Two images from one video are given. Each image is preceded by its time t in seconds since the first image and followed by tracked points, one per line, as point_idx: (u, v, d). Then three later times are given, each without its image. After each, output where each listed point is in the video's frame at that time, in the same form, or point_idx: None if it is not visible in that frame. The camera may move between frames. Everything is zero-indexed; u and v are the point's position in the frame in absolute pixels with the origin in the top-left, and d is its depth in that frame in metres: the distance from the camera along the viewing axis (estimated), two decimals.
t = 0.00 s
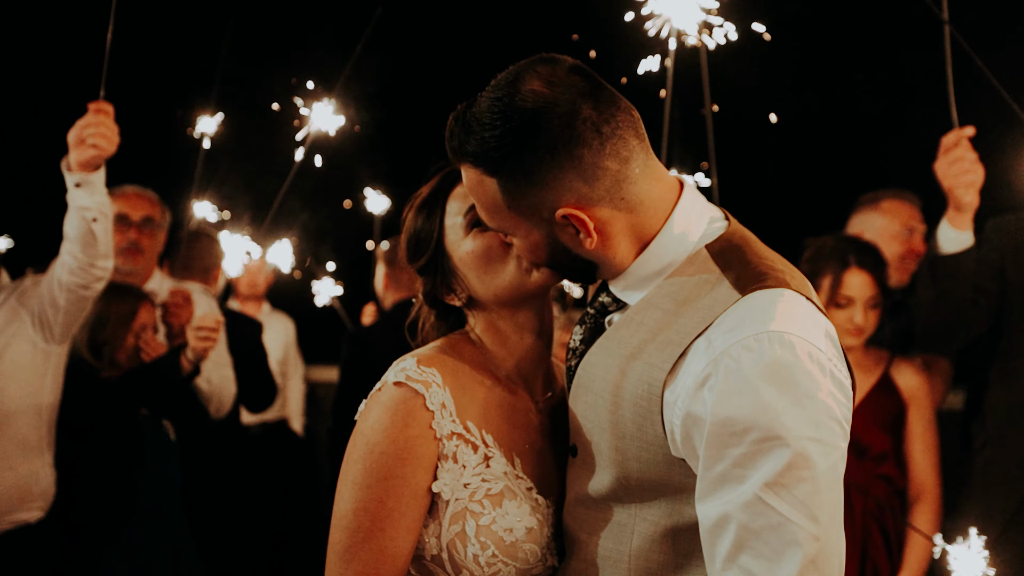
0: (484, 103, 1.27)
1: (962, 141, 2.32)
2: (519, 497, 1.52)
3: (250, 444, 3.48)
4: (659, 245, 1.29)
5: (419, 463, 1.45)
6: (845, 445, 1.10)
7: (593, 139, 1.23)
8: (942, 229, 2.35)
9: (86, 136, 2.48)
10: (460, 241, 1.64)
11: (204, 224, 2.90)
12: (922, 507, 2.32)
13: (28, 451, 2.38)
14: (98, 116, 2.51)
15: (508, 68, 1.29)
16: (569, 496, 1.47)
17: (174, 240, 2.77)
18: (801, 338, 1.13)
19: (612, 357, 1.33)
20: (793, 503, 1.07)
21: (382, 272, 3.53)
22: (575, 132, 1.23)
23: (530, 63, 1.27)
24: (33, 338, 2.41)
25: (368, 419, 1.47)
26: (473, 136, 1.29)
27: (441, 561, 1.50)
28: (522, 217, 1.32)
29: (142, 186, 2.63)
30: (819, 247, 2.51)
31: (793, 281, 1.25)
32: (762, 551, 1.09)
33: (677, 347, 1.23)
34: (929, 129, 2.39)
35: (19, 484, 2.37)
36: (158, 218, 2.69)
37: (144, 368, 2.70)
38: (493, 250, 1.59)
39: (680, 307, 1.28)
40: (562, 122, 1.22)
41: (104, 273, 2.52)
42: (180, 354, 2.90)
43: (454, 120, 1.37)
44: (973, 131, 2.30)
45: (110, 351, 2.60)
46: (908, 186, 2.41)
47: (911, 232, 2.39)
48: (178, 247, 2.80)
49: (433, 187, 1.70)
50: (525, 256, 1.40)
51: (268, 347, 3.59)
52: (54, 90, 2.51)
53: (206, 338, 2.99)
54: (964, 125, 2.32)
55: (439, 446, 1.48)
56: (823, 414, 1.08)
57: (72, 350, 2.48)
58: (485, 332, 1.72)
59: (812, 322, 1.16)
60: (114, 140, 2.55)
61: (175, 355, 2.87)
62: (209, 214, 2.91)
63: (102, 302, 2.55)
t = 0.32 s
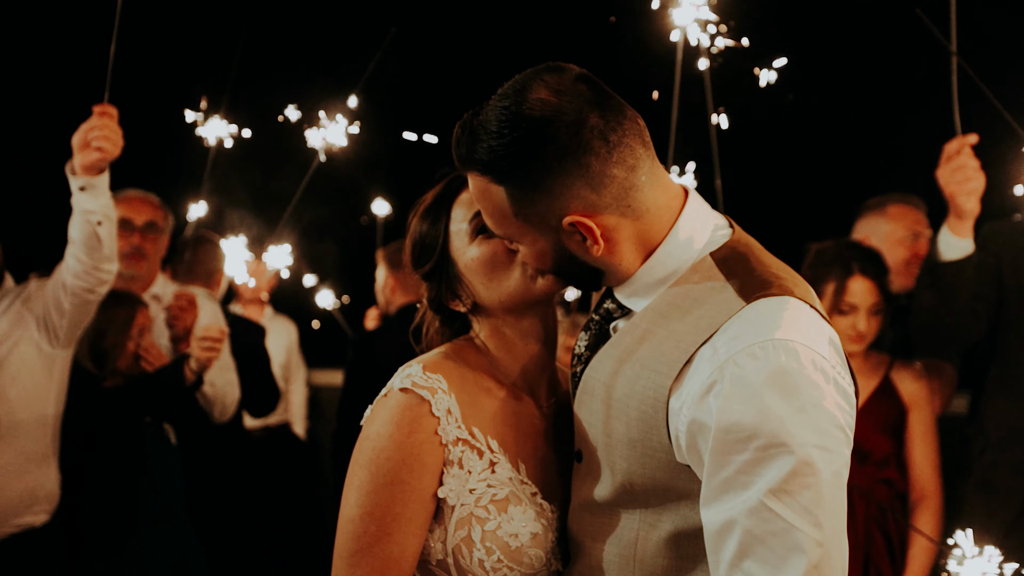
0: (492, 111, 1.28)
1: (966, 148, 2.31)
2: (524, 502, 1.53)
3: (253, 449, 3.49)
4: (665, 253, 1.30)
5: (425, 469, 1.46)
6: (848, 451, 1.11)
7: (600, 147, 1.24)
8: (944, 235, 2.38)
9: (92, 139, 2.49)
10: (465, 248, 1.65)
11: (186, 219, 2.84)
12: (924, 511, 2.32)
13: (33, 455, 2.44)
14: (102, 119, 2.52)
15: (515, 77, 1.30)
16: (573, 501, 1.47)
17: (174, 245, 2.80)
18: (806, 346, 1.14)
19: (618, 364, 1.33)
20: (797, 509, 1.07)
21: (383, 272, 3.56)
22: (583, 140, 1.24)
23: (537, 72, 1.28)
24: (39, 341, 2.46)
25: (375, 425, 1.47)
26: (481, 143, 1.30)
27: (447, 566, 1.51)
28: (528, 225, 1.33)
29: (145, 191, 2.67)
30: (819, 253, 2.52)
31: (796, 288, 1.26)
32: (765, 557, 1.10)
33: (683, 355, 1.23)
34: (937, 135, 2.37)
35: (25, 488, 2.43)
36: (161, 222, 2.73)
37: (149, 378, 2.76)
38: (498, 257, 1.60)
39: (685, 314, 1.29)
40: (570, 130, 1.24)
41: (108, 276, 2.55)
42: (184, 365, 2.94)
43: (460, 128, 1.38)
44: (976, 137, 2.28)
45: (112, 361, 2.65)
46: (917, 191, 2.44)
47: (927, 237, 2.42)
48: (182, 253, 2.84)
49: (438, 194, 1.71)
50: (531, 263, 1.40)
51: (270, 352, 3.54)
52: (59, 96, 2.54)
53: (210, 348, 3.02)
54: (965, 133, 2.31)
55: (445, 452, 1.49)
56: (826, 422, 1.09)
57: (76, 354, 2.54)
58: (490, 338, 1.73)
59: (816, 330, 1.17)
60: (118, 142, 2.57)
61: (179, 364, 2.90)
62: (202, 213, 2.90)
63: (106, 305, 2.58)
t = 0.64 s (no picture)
0: (500, 112, 1.29)
1: (970, 148, 2.31)
2: (530, 500, 1.53)
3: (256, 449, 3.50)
4: (671, 253, 1.31)
5: (431, 467, 1.46)
6: (853, 449, 1.11)
7: (608, 147, 1.25)
8: (947, 233, 2.36)
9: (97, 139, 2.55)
10: (471, 248, 1.66)
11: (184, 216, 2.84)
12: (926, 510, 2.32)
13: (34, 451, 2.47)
14: (107, 121, 2.59)
15: (522, 78, 1.31)
16: (580, 499, 1.48)
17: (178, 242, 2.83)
18: (812, 345, 1.14)
19: (625, 364, 1.34)
20: (803, 506, 1.08)
21: (383, 271, 3.53)
22: (590, 140, 1.25)
23: (544, 73, 1.29)
24: (43, 341, 2.49)
25: (381, 424, 1.48)
26: (488, 144, 1.31)
27: (453, 564, 1.52)
28: (536, 224, 1.33)
29: (145, 189, 2.69)
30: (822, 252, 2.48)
31: (802, 287, 1.27)
32: (771, 553, 1.11)
33: (690, 354, 1.24)
34: (939, 136, 2.38)
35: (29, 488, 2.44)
36: (162, 219, 2.76)
37: (152, 387, 2.82)
38: (505, 257, 1.61)
39: (692, 313, 1.29)
40: (578, 130, 1.24)
41: (112, 277, 2.60)
42: (191, 373, 3.01)
43: (467, 129, 1.39)
44: (980, 138, 2.29)
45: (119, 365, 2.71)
46: (921, 192, 2.41)
47: (932, 239, 2.38)
48: (185, 252, 2.88)
49: (444, 194, 1.72)
50: (538, 263, 1.41)
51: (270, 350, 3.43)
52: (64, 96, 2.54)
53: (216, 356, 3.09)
54: (971, 133, 2.31)
55: (451, 451, 1.50)
56: (832, 419, 1.10)
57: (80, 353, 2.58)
58: (495, 337, 1.74)
59: (822, 329, 1.18)
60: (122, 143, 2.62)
61: (186, 373, 2.97)
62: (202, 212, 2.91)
63: (111, 304, 2.62)
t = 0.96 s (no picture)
0: (506, 111, 1.30)
1: (974, 146, 2.11)
2: (534, 495, 1.55)
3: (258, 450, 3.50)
4: (675, 250, 1.32)
5: (435, 463, 1.48)
6: (857, 443, 1.12)
7: (614, 145, 1.26)
8: (949, 232, 2.23)
9: (103, 140, 2.49)
10: (476, 246, 1.67)
11: (181, 221, 2.85)
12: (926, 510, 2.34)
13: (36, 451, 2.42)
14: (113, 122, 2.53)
15: (528, 77, 1.32)
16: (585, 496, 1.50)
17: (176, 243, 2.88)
18: (816, 340, 1.15)
19: (630, 360, 1.35)
20: (807, 499, 1.09)
21: (386, 271, 3.55)
22: (597, 138, 1.25)
23: (551, 72, 1.30)
24: (48, 342, 2.45)
25: (387, 422, 1.50)
26: (495, 143, 1.32)
27: (459, 559, 1.53)
28: (542, 222, 1.35)
29: (142, 187, 2.66)
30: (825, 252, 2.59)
31: (805, 284, 1.28)
32: (775, 547, 1.12)
33: (695, 349, 1.25)
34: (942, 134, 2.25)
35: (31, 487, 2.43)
36: (162, 215, 2.74)
37: (154, 394, 2.86)
38: (510, 255, 1.62)
39: (696, 309, 1.30)
40: (585, 129, 1.25)
41: (117, 278, 2.56)
42: (192, 380, 3.02)
43: (474, 128, 1.41)
44: (983, 135, 2.08)
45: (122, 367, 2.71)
46: (929, 192, 2.28)
47: (932, 239, 2.30)
48: (186, 253, 2.94)
49: (447, 193, 1.73)
50: (544, 261, 1.42)
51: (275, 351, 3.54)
52: (68, 98, 2.56)
53: (217, 362, 3.09)
54: (976, 130, 2.11)
55: (455, 447, 1.51)
56: (836, 414, 1.11)
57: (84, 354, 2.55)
58: (499, 335, 1.75)
59: (826, 325, 1.19)
60: (128, 142, 2.56)
61: (188, 381, 2.99)
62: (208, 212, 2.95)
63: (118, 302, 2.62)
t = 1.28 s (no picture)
0: (508, 113, 1.31)
1: (975, 147, 2.22)
2: (537, 493, 1.56)
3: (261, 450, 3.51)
4: (675, 251, 1.34)
5: (438, 461, 1.49)
6: (855, 441, 1.13)
7: (615, 147, 1.28)
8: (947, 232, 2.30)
9: (108, 142, 2.54)
10: (479, 247, 1.69)
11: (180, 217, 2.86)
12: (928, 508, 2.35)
13: (38, 453, 2.43)
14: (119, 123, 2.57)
15: (530, 80, 1.33)
16: (589, 494, 1.51)
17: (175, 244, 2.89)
18: (815, 340, 1.17)
19: (632, 360, 1.37)
20: (806, 497, 1.10)
21: (388, 271, 3.58)
22: (598, 140, 1.27)
23: (552, 75, 1.32)
24: (51, 341, 2.47)
25: (390, 420, 1.51)
26: (498, 145, 1.33)
27: (464, 557, 1.55)
28: (544, 223, 1.36)
29: (142, 189, 2.67)
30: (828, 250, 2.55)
31: (804, 284, 1.29)
32: (775, 544, 1.13)
33: (695, 349, 1.26)
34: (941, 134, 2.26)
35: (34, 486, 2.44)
36: (158, 219, 2.76)
37: (154, 397, 2.85)
38: (512, 256, 1.64)
39: (696, 310, 1.32)
40: (586, 131, 1.27)
41: (120, 278, 2.62)
42: (194, 383, 3.06)
43: (476, 130, 1.42)
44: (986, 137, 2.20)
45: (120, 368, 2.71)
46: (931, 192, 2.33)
47: (932, 239, 2.33)
48: (185, 254, 2.95)
49: (451, 194, 1.74)
50: (546, 261, 1.44)
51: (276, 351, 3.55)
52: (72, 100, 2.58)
53: (219, 366, 3.18)
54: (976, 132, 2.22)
55: (458, 446, 1.53)
56: (834, 412, 1.12)
57: (87, 353, 2.57)
58: (502, 335, 1.76)
59: (825, 325, 1.20)
60: (133, 144, 2.62)
61: (190, 384, 3.04)
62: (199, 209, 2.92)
63: (121, 303, 2.66)
